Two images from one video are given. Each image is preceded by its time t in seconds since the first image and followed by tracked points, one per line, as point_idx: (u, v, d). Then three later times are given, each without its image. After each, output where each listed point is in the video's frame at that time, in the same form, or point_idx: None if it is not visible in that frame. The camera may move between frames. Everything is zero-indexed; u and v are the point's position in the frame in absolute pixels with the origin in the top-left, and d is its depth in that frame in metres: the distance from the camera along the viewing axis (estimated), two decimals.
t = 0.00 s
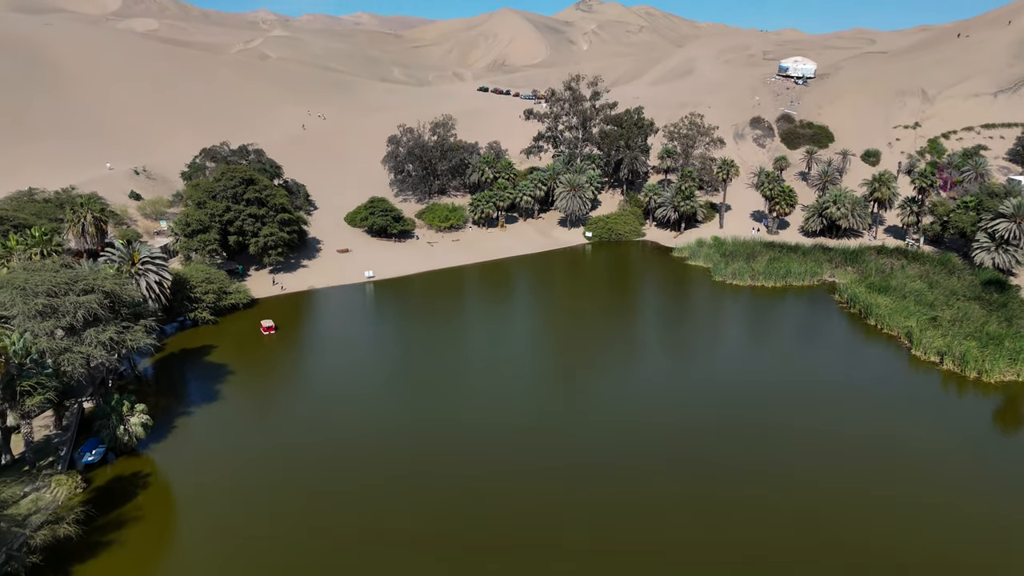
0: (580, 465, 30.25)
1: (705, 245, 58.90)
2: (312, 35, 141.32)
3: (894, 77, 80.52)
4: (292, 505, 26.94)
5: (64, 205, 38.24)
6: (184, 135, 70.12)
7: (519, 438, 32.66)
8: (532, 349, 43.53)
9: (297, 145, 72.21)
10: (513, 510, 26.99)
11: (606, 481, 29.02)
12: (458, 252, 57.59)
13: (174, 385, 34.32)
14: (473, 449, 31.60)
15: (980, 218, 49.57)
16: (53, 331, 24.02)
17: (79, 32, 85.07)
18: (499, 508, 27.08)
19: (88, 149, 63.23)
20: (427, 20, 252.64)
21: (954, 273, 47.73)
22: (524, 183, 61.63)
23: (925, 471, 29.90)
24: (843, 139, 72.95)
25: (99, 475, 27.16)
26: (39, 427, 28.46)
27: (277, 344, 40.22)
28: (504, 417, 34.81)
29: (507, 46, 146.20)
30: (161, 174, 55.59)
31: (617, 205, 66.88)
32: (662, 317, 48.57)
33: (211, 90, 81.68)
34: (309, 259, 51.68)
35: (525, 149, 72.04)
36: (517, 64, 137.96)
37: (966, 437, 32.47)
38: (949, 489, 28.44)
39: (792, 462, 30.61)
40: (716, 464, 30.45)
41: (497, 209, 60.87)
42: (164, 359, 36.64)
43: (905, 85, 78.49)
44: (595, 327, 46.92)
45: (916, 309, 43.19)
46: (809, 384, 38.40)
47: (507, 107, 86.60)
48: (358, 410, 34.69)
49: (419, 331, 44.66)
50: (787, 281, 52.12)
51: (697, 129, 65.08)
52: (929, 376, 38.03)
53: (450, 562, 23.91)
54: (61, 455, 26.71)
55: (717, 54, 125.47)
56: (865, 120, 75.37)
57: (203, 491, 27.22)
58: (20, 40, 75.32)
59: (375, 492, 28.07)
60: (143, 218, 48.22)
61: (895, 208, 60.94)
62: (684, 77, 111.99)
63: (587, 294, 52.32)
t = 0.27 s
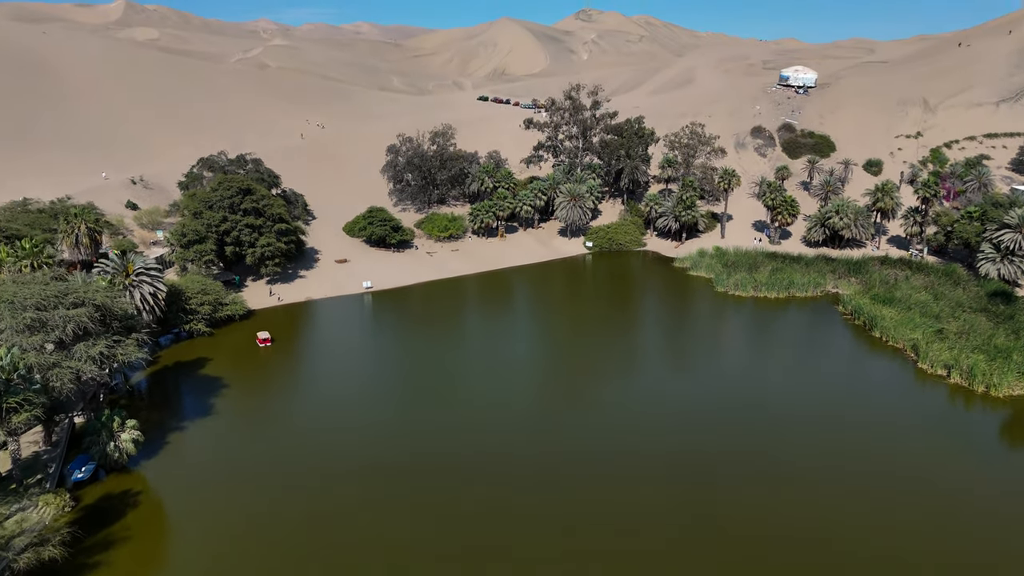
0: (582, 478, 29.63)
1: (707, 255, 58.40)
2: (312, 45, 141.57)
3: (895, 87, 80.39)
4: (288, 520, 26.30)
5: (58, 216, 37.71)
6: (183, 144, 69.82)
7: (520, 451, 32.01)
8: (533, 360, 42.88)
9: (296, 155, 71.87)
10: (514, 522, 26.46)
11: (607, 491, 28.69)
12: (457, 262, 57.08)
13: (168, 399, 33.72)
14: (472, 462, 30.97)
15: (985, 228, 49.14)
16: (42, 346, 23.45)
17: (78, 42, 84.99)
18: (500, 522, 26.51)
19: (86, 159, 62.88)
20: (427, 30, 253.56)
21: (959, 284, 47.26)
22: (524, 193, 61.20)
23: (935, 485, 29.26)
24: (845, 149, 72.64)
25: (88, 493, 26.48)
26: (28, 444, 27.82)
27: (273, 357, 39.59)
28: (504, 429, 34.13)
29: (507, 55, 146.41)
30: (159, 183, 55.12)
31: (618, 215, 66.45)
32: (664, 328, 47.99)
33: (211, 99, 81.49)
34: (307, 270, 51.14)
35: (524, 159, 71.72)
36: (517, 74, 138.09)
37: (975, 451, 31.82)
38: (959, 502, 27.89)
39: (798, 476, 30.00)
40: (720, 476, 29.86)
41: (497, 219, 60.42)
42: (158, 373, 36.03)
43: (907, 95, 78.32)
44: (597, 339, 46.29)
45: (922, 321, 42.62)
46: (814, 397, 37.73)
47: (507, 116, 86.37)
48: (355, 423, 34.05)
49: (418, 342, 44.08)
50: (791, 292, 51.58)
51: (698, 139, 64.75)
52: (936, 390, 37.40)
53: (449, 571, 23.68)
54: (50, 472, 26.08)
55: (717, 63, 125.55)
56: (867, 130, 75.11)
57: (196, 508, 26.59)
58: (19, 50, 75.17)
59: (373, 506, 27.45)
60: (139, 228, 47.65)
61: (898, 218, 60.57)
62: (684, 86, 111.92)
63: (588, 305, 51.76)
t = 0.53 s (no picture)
0: (585, 493, 29.02)
1: (709, 265, 57.87)
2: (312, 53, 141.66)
3: (897, 96, 80.16)
4: (283, 537, 25.66)
5: (52, 226, 37.17)
6: (182, 152, 69.52)
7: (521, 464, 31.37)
8: (534, 371, 42.27)
9: (295, 164, 71.51)
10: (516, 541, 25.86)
11: (610, 508, 28.05)
12: (457, 272, 56.55)
13: (162, 413, 33.10)
14: (472, 476, 30.32)
15: (990, 238, 48.68)
16: (31, 360, 22.84)
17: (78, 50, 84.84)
18: (501, 540, 25.89)
19: (84, 167, 62.49)
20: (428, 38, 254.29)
21: (965, 294, 46.80)
22: (524, 202, 60.75)
23: (945, 501, 28.68)
24: (847, 157, 72.27)
25: (77, 511, 25.85)
26: (17, 459, 27.20)
27: (269, 368, 38.98)
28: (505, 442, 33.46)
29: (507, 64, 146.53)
30: (156, 192, 54.68)
31: (619, 224, 65.98)
32: (667, 339, 47.38)
33: (210, 108, 81.30)
34: (305, 280, 50.59)
35: (525, 168, 71.34)
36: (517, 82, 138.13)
37: (985, 467, 31.19)
38: (969, 519, 27.32)
39: (805, 492, 29.40)
40: (727, 493, 29.23)
41: (497, 228, 59.96)
42: (153, 385, 35.42)
43: (909, 103, 78.09)
44: (599, 350, 45.71)
45: (928, 332, 42.05)
46: (820, 410, 37.06)
47: (507, 125, 86.10)
48: (352, 436, 33.41)
49: (417, 353, 43.49)
50: (794, 302, 51.02)
51: (700, 148, 64.37)
52: (944, 403, 36.77)
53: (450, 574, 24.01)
54: (39, 490, 25.47)
55: (718, 72, 125.57)
56: (869, 138, 74.78)
57: (188, 525, 25.93)
58: (19, 58, 75.03)
59: (371, 522, 26.82)
60: (135, 237, 47.11)
61: (902, 227, 60.17)
62: (685, 95, 111.77)
63: (589, 315, 51.18)
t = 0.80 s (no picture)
0: (587, 511, 28.32)
1: (711, 275, 57.33)
2: (312, 62, 141.85)
3: (899, 105, 79.95)
4: (278, 556, 24.98)
5: (47, 236, 36.64)
6: (181, 161, 69.21)
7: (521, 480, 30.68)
8: (534, 383, 41.62)
9: (294, 173, 71.16)
10: (517, 561, 25.19)
11: (616, 528, 27.22)
12: (457, 282, 56.02)
13: (156, 428, 32.43)
14: (472, 492, 29.65)
15: (996, 248, 48.18)
16: (18, 375, 22.23)
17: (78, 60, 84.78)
18: (501, 559, 25.22)
19: (82, 175, 62.14)
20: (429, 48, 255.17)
21: (971, 305, 46.37)
22: (525, 211, 60.31)
23: (956, 519, 27.96)
24: (849, 166, 71.90)
25: (66, 530, 25.17)
26: (5, 475, 26.57)
27: (266, 381, 38.36)
28: (505, 455, 32.77)
29: (507, 73, 146.78)
30: (154, 201, 54.23)
31: (620, 233, 65.53)
32: (669, 350, 46.77)
33: (210, 116, 81.09)
34: (303, 290, 50.05)
35: (525, 177, 71.00)
36: (517, 91, 138.26)
37: (997, 483, 30.51)
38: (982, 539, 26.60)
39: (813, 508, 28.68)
40: (733, 510, 28.51)
41: (497, 237, 59.49)
42: (147, 399, 34.77)
43: (910, 112, 77.88)
44: (600, 361, 45.07)
45: (935, 344, 41.47)
46: (824, 422, 36.41)
47: (508, 134, 85.87)
48: (350, 450, 32.72)
49: (416, 365, 42.86)
50: (798, 313, 50.41)
51: (701, 157, 63.99)
52: (952, 417, 36.09)
53: None
54: (27, 508, 24.84)
55: (718, 81, 125.54)
56: (871, 147, 74.46)
57: (181, 543, 25.27)
58: (19, 67, 74.91)
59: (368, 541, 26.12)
60: (132, 247, 46.58)
61: (905, 237, 59.77)
62: (685, 103, 111.69)
63: (590, 326, 50.58)
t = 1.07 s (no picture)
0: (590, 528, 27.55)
1: (714, 285, 56.80)
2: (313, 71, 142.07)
3: (901, 114, 79.74)
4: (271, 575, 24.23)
5: (41, 246, 36.18)
6: (180, 169, 68.92)
7: (522, 494, 29.93)
8: (536, 395, 41.00)
9: (294, 182, 70.85)
10: None
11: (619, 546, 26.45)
12: (457, 292, 55.51)
13: (149, 442, 31.83)
14: (471, 507, 28.91)
15: (1002, 259, 47.67)
16: (6, 391, 21.62)
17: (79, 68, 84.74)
18: None
19: (80, 183, 61.75)
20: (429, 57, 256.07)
21: (978, 316, 45.92)
22: (525, 221, 59.85)
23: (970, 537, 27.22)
24: (851, 176, 71.55)
25: (55, 548, 24.54)
26: None
27: (262, 393, 37.76)
28: (505, 469, 32.05)
29: (508, 82, 146.96)
30: (151, 210, 53.79)
31: (621, 243, 65.06)
32: (671, 361, 46.13)
33: (210, 125, 80.89)
34: (301, 300, 49.52)
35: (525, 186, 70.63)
36: (518, 100, 138.34)
37: (1010, 499, 29.78)
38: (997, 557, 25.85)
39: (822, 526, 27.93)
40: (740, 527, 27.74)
41: (498, 247, 59.00)
42: (141, 412, 34.17)
43: (913, 122, 77.64)
44: (603, 372, 44.46)
45: (942, 356, 40.92)
46: (832, 436, 35.70)
47: (509, 143, 85.68)
48: (347, 464, 32.01)
49: (415, 376, 42.23)
50: (802, 324, 49.84)
51: (703, 166, 63.62)
52: (961, 432, 35.42)
53: None
54: (14, 526, 24.20)
55: (719, 90, 125.52)
56: (873, 156, 74.15)
57: (171, 562, 24.54)
58: (19, 76, 74.80)
59: (364, 560, 25.35)
60: (129, 257, 46.08)
61: (910, 247, 59.43)
62: (685, 112, 111.63)
63: (592, 337, 49.99)
